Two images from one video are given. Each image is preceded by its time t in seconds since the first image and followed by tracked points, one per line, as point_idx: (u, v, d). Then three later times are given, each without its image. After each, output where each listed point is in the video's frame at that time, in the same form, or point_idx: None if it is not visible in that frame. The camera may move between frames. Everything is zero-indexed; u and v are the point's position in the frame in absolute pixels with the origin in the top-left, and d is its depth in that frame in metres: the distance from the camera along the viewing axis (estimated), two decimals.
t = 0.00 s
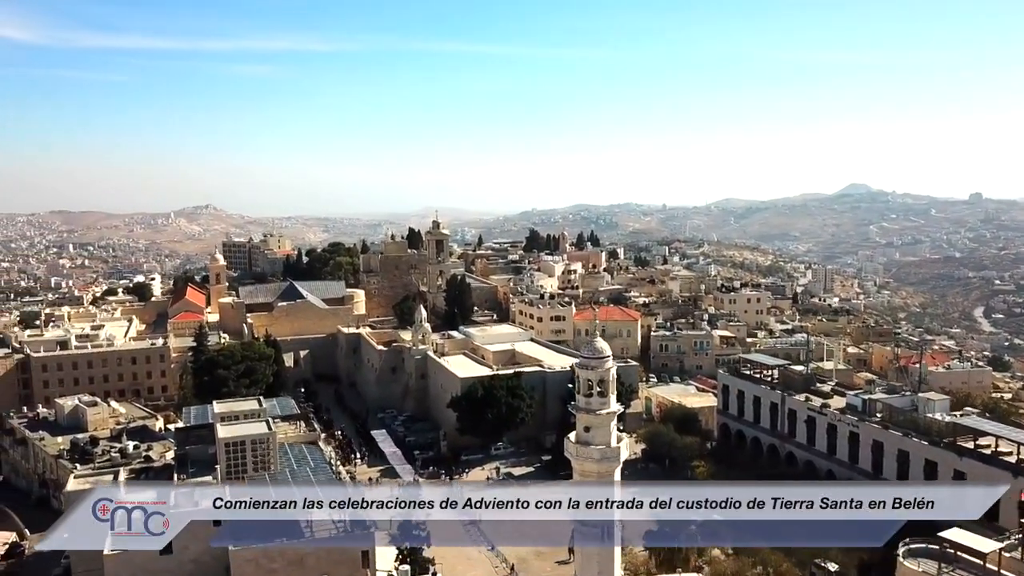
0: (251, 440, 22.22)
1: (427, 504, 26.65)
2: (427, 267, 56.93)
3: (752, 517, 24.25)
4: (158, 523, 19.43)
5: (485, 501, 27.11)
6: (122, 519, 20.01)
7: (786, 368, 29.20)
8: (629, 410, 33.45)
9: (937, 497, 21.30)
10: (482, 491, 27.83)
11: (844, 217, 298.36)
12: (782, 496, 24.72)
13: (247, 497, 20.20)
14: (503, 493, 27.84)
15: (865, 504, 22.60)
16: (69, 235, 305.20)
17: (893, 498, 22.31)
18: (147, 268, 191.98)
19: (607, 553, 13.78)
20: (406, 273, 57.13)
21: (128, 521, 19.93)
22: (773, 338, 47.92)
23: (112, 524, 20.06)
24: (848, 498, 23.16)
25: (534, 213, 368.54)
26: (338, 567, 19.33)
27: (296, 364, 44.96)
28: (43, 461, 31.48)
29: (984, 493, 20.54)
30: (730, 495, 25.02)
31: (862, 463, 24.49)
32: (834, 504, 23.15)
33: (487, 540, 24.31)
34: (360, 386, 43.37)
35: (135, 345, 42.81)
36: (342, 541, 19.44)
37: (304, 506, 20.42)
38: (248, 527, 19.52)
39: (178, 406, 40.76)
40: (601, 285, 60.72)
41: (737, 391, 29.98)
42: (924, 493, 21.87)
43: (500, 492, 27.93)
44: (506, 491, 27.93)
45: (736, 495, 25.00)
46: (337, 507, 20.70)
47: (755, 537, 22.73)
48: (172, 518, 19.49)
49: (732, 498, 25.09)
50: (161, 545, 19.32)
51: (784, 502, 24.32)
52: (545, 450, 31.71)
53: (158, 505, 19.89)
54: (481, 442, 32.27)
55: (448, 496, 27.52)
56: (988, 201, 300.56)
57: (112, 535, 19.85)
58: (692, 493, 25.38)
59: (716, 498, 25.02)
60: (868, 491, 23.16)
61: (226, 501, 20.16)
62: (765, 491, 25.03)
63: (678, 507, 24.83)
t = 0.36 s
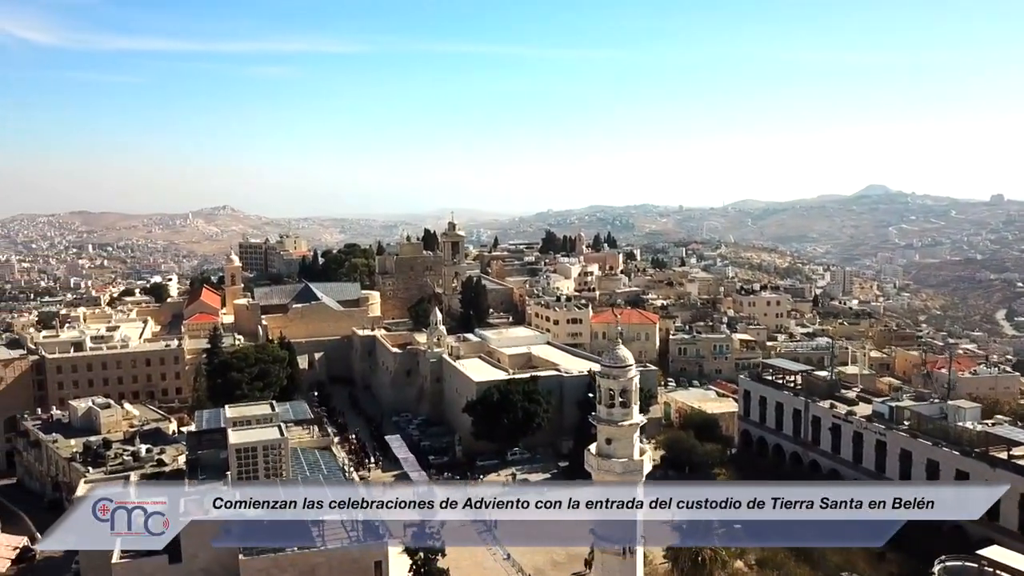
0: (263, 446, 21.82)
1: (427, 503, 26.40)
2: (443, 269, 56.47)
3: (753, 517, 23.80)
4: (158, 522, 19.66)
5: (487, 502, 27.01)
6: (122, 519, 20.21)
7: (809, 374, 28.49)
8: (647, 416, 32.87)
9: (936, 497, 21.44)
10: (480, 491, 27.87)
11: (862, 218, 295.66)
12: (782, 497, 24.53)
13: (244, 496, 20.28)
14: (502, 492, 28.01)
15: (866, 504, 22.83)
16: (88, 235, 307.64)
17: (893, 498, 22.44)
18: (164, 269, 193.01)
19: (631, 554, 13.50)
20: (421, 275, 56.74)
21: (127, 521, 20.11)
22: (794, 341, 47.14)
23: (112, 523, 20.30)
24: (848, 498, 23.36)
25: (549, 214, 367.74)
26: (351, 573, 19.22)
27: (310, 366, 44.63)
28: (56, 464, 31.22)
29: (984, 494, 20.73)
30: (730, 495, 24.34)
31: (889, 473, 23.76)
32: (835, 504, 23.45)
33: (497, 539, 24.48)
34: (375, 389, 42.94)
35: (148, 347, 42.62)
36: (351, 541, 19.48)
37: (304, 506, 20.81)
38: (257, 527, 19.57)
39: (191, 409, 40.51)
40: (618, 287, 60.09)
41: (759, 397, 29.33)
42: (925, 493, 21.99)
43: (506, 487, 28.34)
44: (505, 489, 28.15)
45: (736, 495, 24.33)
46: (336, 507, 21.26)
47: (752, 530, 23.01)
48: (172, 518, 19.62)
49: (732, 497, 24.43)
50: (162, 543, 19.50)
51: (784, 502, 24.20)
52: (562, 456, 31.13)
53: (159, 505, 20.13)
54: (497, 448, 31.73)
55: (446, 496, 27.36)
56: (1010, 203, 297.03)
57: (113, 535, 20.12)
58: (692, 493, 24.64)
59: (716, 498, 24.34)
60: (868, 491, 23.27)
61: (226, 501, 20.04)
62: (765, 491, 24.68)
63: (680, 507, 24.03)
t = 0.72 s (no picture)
0: (274, 452, 21.48)
1: (427, 504, 26.23)
2: (459, 270, 56.02)
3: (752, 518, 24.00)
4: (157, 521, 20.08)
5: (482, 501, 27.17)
6: (122, 519, 20.38)
7: (833, 380, 27.78)
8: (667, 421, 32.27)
9: (937, 497, 21.70)
10: (481, 492, 27.91)
11: (881, 219, 292.73)
12: (782, 497, 24.42)
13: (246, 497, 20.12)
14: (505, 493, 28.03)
15: (866, 504, 23.02)
16: (107, 236, 309.78)
17: (893, 498, 22.78)
18: (182, 269, 193.96)
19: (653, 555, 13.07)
20: (436, 276, 56.26)
21: (127, 521, 20.34)
22: (815, 346, 46.33)
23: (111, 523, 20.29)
24: (848, 498, 23.47)
25: (565, 215, 367.11)
26: None
27: (325, 368, 44.27)
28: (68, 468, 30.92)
29: (984, 493, 20.80)
30: (730, 495, 24.52)
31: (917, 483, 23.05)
32: (835, 504, 23.30)
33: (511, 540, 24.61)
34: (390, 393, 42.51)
35: (163, 349, 42.44)
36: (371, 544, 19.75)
37: (305, 506, 20.63)
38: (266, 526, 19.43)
39: (205, 411, 40.25)
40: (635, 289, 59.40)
41: (781, 403, 28.67)
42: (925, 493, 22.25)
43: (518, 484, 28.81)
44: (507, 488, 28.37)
45: (736, 495, 24.54)
46: (336, 506, 21.06)
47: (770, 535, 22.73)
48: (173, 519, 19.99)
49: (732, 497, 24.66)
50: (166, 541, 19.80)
51: (784, 502, 24.02)
52: (580, 463, 30.57)
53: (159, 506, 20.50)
54: (513, 453, 31.20)
55: (445, 496, 27.23)
56: None
57: (113, 535, 20.02)
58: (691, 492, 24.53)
59: (716, 497, 24.49)
60: (868, 491, 23.52)
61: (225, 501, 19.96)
62: (765, 491, 24.74)
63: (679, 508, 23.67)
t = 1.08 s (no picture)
0: (286, 459, 21.35)
1: (428, 503, 26.23)
2: (474, 272, 55.47)
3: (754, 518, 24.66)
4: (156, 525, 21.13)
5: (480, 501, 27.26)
6: (125, 519, 21.90)
7: (859, 386, 27.04)
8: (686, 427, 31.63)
9: (937, 497, 21.80)
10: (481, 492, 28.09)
11: (901, 221, 289.67)
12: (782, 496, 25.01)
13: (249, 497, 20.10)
14: (508, 491, 28.13)
15: (866, 504, 23.36)
16: (125, 236, 311.86)
17: (893, 498, 22.98)
18: (199, 270, 194.73)
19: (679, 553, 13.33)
20: (452, 277, 55.72)
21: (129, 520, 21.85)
22: (837, 350, 45.47)
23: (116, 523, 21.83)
24: (848, 498, 24.05)
25: (580, 216, 365.74)
26: None
27: (340, 370, 43.80)
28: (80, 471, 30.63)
29: (983, 492, 20.93)
30: (730, 494, 24.95)
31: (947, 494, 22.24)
32: (835, 504, 24.01)
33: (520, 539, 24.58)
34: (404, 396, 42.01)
35: (177, 350, 42.21)
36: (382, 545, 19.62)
37: (304, 506, 20.39)
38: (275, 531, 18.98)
39: (219, 413, 39.95)
40: (653, 291, 58.67)
41: (804, 410, 27.97)
42: (925, 493, 22.36)
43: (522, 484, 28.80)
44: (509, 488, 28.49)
45: (736, 494, 24.96)
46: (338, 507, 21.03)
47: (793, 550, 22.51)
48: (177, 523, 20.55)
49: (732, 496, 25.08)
50: (176, 551, 19.57)
51: (784, 502, 24.70)
52: (597, 469, 29.95)
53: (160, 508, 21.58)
54: (529, 459, 30.61)
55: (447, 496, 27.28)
56: None
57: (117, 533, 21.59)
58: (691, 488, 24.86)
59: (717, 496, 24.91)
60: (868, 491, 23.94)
61: (225, 500, 20.03)
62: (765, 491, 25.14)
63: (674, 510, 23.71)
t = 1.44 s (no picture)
0: (297, 466, 22.13)
1: (428, 502, 25.82)
2: (490, 273, 54.99)
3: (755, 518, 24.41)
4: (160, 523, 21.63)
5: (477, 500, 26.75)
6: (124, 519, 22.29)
7: (885, 393, 26.30)
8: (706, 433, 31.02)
9: (937, 497, 21.95)
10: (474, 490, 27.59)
11: (921, 222, 286.78)
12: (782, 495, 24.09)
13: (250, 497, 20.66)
14: (508, 493, 27.76)
15: (865, 503, 23.12)
16: (143, 236, 313.84)
17: (893, 499, 22.93)
18: (216, 270, 195.58)
19: (706, 554, 12.37)
20: (467, 279, 55.21)
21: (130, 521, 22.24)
22: (858, 354, 44.63)
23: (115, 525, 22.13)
24: (848, 498, 23.78)
25: (596, 216, 364.92)
26: None
27: (354, 372, 43.34)
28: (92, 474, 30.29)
29: (985, 493, 21.06)
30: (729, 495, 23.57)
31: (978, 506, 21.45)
32: (835, 505, 23.65)
33: (535, 540, 24.54)
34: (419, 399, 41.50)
35: (192, 352, 41.96)
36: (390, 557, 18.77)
37: (304, 506, 20.37)
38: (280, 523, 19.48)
39: (232, 416, 39.64)
40: (671, 293, 57.94)
41: (829, 416, 27.24)
42: (925, 494, 22.51)
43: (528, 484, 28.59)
44: (510, 489, 28.03)
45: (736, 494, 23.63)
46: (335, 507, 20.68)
47: (821, 569, 21.79)
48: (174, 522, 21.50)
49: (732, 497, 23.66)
50: (185, 560, 19.09)
51: (784, 502, 24.01)
52: (615, 476, 29.37)
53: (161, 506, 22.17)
54: (545, 465, 29.99)
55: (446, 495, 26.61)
56: None
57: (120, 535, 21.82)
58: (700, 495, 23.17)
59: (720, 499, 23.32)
60: (868, 491, 23.67)
61: (226, 500, 20.87)
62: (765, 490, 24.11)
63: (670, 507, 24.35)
